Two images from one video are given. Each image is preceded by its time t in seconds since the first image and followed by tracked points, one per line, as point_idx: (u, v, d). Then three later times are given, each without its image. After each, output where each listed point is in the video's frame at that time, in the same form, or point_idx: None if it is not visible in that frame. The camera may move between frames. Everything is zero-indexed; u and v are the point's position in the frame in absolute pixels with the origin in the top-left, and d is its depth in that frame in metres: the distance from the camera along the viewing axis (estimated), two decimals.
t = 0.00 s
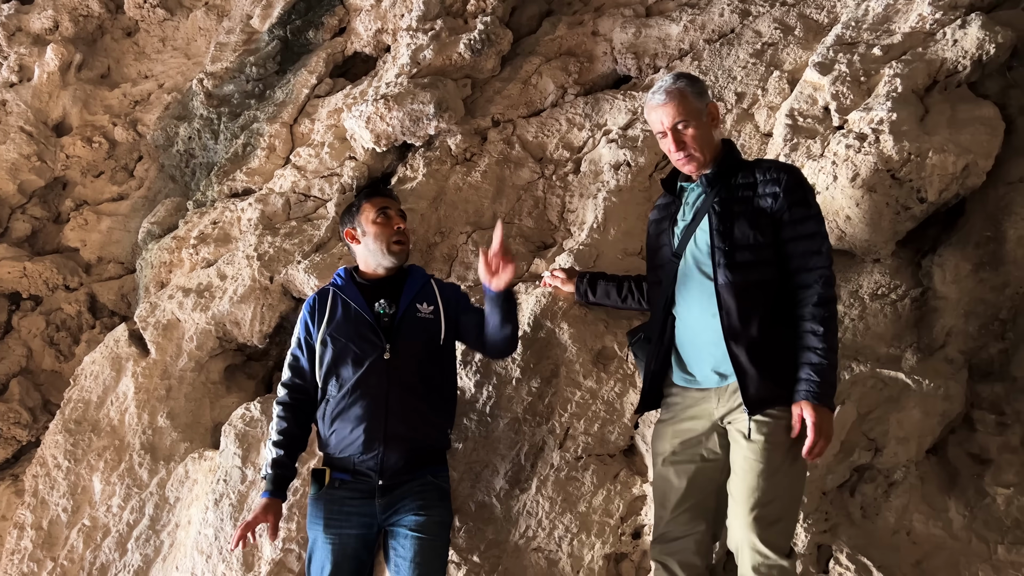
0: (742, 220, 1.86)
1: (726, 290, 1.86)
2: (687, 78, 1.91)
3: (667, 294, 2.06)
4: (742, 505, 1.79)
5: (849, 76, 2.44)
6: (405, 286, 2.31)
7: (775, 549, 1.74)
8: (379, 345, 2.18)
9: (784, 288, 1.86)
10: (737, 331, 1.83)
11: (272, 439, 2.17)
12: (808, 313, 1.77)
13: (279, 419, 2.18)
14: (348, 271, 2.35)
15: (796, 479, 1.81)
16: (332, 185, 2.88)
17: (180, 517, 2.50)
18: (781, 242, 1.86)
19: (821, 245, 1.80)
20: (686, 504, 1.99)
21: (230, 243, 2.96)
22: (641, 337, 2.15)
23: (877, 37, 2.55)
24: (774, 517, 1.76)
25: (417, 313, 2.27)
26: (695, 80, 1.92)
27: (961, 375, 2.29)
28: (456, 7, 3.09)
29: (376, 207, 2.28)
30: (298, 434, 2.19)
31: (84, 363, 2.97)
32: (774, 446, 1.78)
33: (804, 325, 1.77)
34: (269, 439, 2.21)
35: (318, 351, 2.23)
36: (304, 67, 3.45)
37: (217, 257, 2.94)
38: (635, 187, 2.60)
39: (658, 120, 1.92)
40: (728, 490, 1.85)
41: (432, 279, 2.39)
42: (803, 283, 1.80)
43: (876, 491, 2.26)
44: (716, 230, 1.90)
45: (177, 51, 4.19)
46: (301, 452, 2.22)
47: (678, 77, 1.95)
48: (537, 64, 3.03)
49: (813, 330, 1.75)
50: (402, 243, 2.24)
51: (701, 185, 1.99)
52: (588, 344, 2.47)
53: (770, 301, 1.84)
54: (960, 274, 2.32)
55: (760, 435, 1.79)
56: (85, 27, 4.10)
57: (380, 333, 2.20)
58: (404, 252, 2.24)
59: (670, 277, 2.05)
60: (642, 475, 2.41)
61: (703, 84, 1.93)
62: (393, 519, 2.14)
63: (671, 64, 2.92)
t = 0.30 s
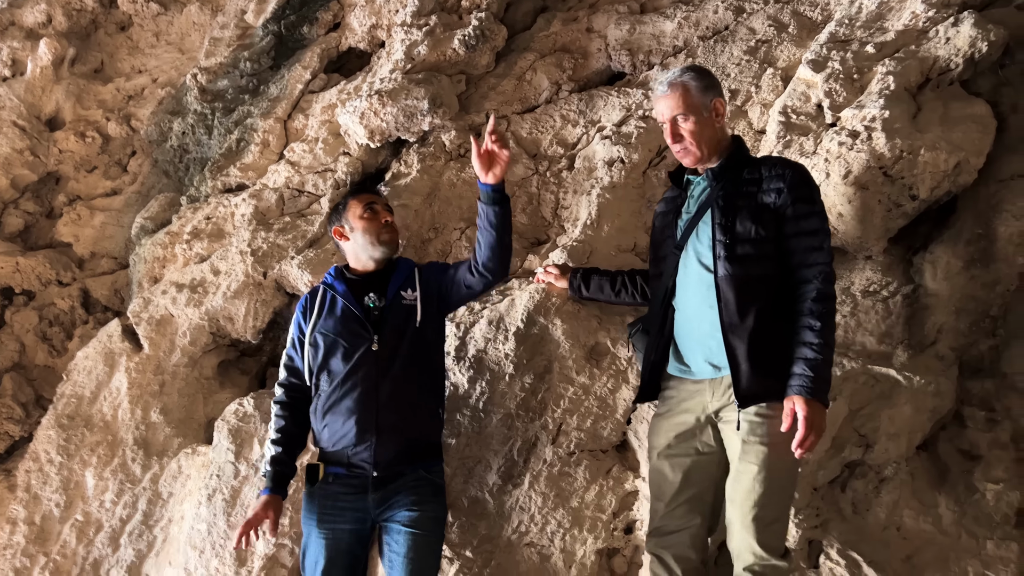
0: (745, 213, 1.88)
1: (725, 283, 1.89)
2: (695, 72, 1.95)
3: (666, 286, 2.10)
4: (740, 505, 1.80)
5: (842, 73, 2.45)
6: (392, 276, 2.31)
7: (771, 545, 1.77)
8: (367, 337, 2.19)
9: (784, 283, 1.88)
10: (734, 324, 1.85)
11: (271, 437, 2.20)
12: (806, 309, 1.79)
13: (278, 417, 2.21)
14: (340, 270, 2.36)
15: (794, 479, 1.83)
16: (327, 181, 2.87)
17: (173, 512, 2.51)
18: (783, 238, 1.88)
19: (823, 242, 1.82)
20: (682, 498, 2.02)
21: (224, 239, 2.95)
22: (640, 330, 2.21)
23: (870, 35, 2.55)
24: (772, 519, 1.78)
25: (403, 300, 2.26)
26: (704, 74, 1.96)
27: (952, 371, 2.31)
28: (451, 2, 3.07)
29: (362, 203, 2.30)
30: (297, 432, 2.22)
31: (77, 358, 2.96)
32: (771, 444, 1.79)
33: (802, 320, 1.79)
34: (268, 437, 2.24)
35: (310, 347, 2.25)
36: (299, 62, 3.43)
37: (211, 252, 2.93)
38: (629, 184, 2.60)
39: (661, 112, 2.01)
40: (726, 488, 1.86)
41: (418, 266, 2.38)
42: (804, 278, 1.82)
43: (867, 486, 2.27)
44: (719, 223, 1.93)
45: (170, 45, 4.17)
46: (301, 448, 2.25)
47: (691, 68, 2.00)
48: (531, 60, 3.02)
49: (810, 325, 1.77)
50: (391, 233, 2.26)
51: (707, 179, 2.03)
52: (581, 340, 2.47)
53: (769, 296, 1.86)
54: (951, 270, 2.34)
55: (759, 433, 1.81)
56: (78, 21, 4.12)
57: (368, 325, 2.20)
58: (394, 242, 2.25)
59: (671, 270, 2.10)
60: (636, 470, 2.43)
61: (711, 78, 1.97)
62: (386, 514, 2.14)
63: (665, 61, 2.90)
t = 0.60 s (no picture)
0: (722, 210, 1.96)
1: (705, 279, 1.97)
2: (674, 64, 2.05)
3: (641, 279, 2.14)
4: (721, 498, 1.93)
5: (805, 73, 2.47)
6: (348, 267, 2.31)
7: (743, 537, 1.91)
8: (323, 328, 2.21)
9: (759, 277, 1.99)
10: (714, 321, 1.95)
11: (226, 433, 2.23)
12: (784, 305, 1.91)
13: (233, 413, 2.22)
14: (293, 261, 2.35)
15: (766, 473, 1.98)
16: (290, 171, 2.84)
17: (129, 505, 2.49)
18: (759, 234, 1.99)
19: (797, 238, 1.94)
20: (644, 484, 2.08)
21: (186, 228, 2.82)
22: (615, 323, 2.24)
23: (833, 35, 2.55)
24: (748, 512, 1.93)
25: (359, 291, 2.28)
26: (683, 68, 2.06)
27: (904, 368, 2.37)
28: None
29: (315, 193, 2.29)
30: (253, 426, 2.25)
31: (32, 348, 2.90)
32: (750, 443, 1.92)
33: (780, 316, 1.91)
34: (223, 431, 2.26)
35: (264, 340, 2.25)
36: (266, 50, 3.28)
37: (172, 242, 2.81)
38: (593, 179, 2.61)
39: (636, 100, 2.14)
40: (707, 482, 1.98)
41: (375, 255, 2.39)
42: (780, 274, 1.94)
43: (822, 481, 2.29)
44: (697, 220, 2.00)
45: (134, 31, 3.66)
46: (256, 442, 2.28)
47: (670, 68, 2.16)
48: (499, 54, 2.90)
49: (788, 322, 1.89)
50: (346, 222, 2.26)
51: (683, 173, 2.09)
52: (544, 334, 2.50)
53: (746, 290, 1.97)
54: (906, 270, 2.35)
55: (740, 431, 1.94)
56: None
57: (323, 316, 2.22)
58: (349, 232, 2.26)
59: (645, 263, 2.14)
60: (593, 463, 2.49)
61: (689, 71, 2.05)
62: (342, 506, 2.18)
63: (631, 58, 2.87)
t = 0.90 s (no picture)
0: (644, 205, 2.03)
1: (630, 273, 1.99)
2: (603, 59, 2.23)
3: (565, 276, 2.15)
4: (635, 487, 1.96)
5: (735, 75, 2.51)
6: (269, 253, 2.28)
7: (656, 527, 1.95)
8: (240, 315, 2.18)
9: (679, 270, 2.05)
10: (640, 314, 1.97)
11: (132, 419, 2.17)
12: (705, 296, 1.97)
13: (141, 399, 2.17)
14: (214, 245, 2.33)
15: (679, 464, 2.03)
16: (217, 153, 2.78)
17: (37, 494, 2.42)
18: (679, 227, 2.06)
19: (715, 231, 2.03)
20: (572, 480, 2.09)
21: (104, 209, 2.74)
22: (537, 318, 2.26)
23: (763, 39, 2.59)
24: (660, 502, 1.96)
25: (279, 277, 2.25)
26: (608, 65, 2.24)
27: (822, 366, 2.42)
28: None
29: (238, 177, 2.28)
30: (162, 414, 2.19)
31: None
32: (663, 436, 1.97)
33: (702, 308, 1.96)
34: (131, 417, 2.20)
35: (179, 327, 2.21)
36: (194, 28, 3.11)
37: (89, 223, 2.72)
38: (527, 173, 2.62)
39: (577, 87, 2.17)
40: (620, 472, 2.00)
41: (298, 241, 2.37)
42: (700, 267, 2.01)
43: (740, 475, 2.34)
44: (621, 214, 2.03)
45: None
46: (167, 430, 2.22)
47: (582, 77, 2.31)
48: (436, 43, 2.87)
49: (710, 313, 1.95)
50: (267, 206, 2.26)
51: (603, 170, 2.14)
52: (473, 326, 2.50)
53: (669, 283, 2.02)
54: (825, 271, 2.42)
55: (655, 422, 1.98)
56: None
57: (241, 303, 2.19)
58: (270, 216, 2.26)
59: (568, 260, 2.15)
60: (518, 456, 2.51)
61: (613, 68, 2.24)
62: (258, 498, 2.13)
63: (568, 53, 2.88)
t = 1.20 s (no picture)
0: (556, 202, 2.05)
1: (537, 266, 2.01)
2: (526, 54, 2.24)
3: (471, 266, 2.13)
4: (525, 479, 1.97)
5: (644, 78, 2.56)
6: (162, 236, 2.20)
7: (551, 517, 1.95)
8: (129, 300, 2.09)
9: (583, 268, 2.09)
10: (544, 307, 1.99)
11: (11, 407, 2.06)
12: (606, 295, 2.03)
13: (20, 385, 2.06)
14: (102, 226, 2.22)
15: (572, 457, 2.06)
16: (113, 131, 2.67)
17: None
18: (586, 227, 2.10)
19: (620, 234, 2.09)
20: (471, 476, 2.09)
21: None
22: (439, 306, 2.21)
23: (673, 44, 2.65)
24: (551, 492, 1.97)
25: (173, 261, 2.17)
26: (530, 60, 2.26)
27: (717, 364, 2.51)
28: None
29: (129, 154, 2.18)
30: (44, 402, 2.09)
31: None
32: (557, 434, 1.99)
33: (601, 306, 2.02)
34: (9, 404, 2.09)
35: (62, 310, 2.10)
36: None
37: None
38: (439, 164, 2.60)
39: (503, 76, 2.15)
40: (518, 462, 1.99)
41: (194, 224, 2.29)
42: (603, 266, 2.06)
43: (637, 469, 2.40)
44: (533, 208, 2.04)
45: None
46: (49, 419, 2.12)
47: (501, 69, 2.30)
48: (350, 28, 2.82)
49: (608, 311, 2.01)
50: (160, 185, 2.17)
51: (517, 164, 2.13)
52: (378, 318, 2.47)
53: (573, 280, 2.05)
54: (722, 272, 2.50)
55: (548, 414, 2.00)
56: None
57: (130, 287, 2.10)
58: (163, 196, 2.17)
59: (475, 250, 2.13)
60: (419, 450, 2.50)
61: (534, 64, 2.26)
62: (144, 490, 2.05)
63: (483, 47, 2.89)
